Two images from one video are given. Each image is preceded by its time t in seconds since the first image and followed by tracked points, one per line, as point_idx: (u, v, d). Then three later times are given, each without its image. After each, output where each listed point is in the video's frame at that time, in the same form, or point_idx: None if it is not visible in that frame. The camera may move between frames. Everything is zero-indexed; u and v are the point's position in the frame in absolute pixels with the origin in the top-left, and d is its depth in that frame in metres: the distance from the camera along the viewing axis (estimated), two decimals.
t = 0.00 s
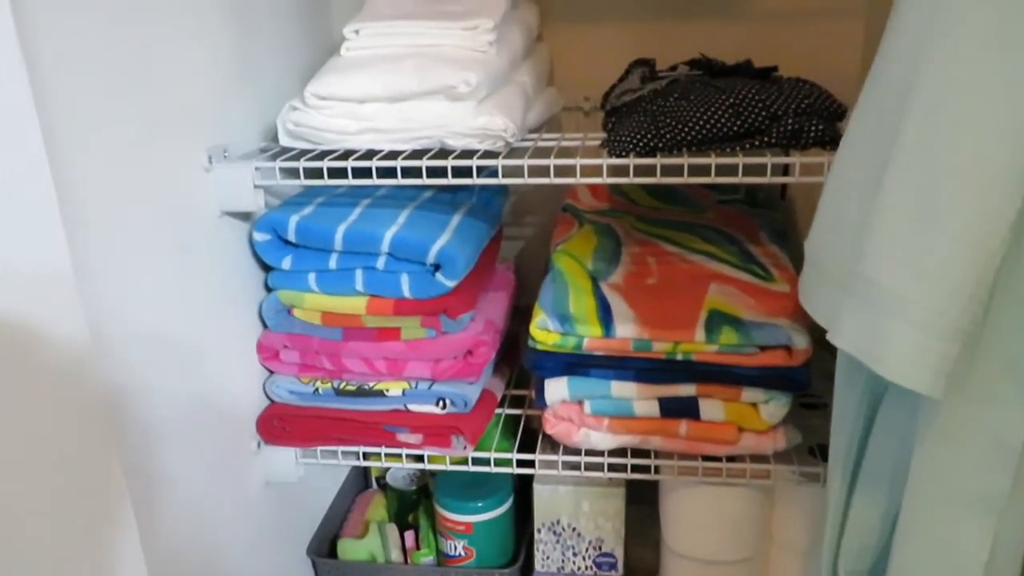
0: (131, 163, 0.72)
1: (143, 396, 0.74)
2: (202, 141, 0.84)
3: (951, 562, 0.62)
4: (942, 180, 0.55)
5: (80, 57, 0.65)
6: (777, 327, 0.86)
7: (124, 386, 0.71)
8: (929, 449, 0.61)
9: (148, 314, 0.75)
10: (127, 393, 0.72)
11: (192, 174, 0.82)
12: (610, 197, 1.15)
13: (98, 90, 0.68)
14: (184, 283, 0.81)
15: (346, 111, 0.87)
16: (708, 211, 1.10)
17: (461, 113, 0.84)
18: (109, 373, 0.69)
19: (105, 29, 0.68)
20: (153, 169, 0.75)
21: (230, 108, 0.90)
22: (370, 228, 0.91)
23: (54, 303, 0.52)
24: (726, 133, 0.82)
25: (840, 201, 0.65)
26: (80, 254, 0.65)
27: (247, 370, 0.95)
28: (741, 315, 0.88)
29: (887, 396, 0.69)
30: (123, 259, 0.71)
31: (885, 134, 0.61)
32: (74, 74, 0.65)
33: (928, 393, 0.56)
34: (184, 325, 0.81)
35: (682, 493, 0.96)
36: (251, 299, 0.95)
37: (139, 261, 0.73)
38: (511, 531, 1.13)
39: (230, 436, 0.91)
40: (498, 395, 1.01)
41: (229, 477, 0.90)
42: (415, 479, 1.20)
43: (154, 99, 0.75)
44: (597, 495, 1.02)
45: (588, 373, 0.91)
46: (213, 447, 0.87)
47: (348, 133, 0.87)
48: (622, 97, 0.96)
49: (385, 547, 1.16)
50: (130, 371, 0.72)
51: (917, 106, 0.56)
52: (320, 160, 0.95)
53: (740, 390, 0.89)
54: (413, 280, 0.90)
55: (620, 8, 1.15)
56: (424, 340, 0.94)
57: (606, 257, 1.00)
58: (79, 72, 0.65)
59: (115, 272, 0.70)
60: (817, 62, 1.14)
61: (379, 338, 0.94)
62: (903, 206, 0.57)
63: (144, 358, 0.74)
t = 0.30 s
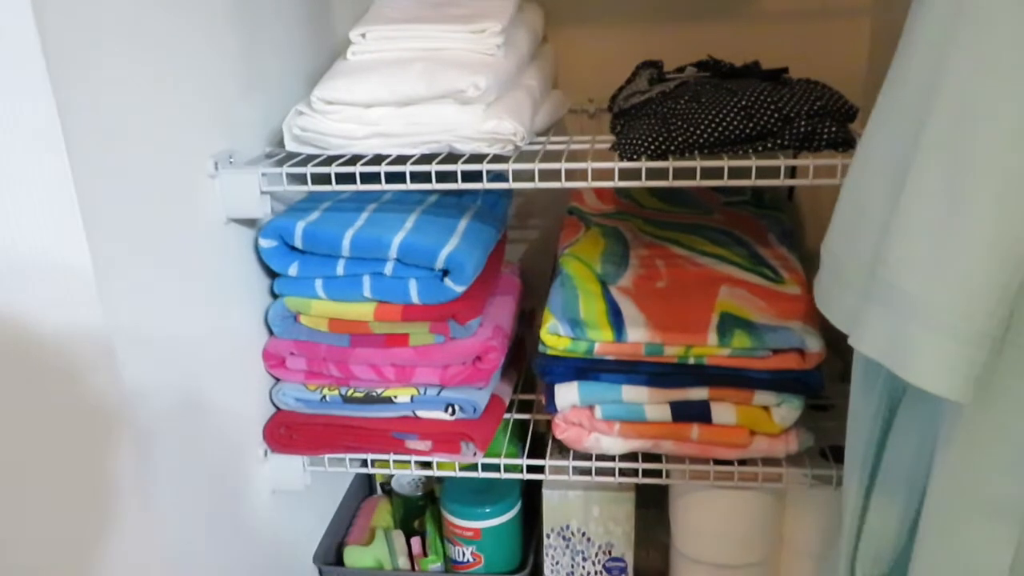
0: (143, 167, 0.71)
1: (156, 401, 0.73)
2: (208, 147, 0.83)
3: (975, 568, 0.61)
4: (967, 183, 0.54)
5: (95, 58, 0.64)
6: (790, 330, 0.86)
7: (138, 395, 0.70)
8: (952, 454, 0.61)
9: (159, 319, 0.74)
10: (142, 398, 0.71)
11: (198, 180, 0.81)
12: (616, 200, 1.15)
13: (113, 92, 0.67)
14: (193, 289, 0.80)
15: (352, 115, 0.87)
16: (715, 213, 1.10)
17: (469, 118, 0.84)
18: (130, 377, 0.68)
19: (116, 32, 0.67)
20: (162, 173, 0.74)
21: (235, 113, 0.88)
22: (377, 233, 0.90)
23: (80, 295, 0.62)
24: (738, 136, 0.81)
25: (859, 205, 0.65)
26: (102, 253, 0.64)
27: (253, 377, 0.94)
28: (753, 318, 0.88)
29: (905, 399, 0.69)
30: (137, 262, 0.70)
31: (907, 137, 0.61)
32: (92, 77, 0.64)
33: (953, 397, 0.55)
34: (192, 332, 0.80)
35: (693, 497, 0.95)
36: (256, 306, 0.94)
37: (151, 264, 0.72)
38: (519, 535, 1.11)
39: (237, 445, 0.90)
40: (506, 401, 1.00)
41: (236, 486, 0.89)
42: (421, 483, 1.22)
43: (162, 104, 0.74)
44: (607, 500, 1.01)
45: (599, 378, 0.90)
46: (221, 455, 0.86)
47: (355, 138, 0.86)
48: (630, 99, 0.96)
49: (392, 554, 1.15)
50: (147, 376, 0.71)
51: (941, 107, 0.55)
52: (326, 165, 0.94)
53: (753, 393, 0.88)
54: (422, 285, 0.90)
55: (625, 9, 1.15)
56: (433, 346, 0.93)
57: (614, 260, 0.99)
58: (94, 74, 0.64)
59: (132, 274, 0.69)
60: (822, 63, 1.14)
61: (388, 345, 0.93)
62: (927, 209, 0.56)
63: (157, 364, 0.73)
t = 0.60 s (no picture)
0: (133, 175, 0.71)
1: (149, 409, 0.73)
2: (198, 156, 0.82)
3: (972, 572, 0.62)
4: (965, 192, 0.54)
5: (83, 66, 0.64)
6: (784, 336, 0.86)
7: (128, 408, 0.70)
8: (950, 459, 0.61)
9: (153, 328, 0.73)
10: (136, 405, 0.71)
11: (189, 189, 0.81)
12: (606, 205, 1.15)
13: (102, 98, 0.66)
14: (185, 299, 0.80)
15: (345, 123, 0.86)
16: (706, 217, 1.10)
17: (463, 125, 0.84)
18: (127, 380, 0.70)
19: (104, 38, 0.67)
20: (153, 182, 0.74)
21: (224, 120, 0.88)
22: (369, 241, 0.89)
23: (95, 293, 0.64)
24: (731, 143, 0.81)
25: (855, 214, 0.65)
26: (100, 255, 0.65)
27: (245, 388, 0.93)
28: (747, 324, 0.88)
29: (901, 405, 0.69)
30: (130, 271, 0.69)
31: (903, 146, 0.61)
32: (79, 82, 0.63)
33: (951, 405, 0.56)
34: (185, 341, 0.79)
35: (688, 501, 0.95)
36: (248, 315, 0.94)
37: (143, 272, 0.72)
38: (514, 541, 1.11)
39: (231, 455, 0.89)
40: (500, 408, 1.00)
41: (230, 497, 0.89)
42: (414, 490, 1.22)
43: (150, 112, 0.74)
44: (602, 505, 1.01)
45: (594, 385, 0.90)
46: (215, 465, 0.86)
47: (347, 146, 0.86)
48: (622, 105, 0.96)
49: (386, 561, 1.13)
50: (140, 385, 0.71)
51: (938, 117, 0.56)
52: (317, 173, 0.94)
53: (747, 398, 0.89)
54: (415, 294, 0.89)
55: (613, 14, 1.15)
56: (427, 354, 0.92)
57: (607, 266, 0.99)
58: (84, 82, 0.64)
59: (123, 281, 0.68)
60: (810, 68, 1.14)
61: (381, 353, 0.92)
62: (925, 217, 0.57)
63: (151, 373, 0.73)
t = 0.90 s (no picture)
0: (129, 199, 0.71)
1: (145, 432, 0.73)
2: (193, 180, 0.83)
3: None
4: (959, 224, 0.56)
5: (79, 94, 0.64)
6: (778, 358, 0.87)
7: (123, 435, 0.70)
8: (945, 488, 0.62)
9: (148, 353, 0.73)
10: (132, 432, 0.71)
11: (184, 212, 0.81)
12: (599, 224, 1.15)
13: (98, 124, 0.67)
14: (180, 322, 0.80)
15: (341, 146, 0.86)
16: (697, 237, 1.11)
17: (459, 149, 0.84)
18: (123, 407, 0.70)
19: (98, 64, 0.67)
20: (149, 205, 0.74)
21: (217, 142, 0.88)
22: (365, 263, 0.90)
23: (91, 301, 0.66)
24: (724, 168, 0.82)
25: (850, 243, 0.67)
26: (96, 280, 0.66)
27: (240, 411, 0.93)
28: (740, 346, 0.89)
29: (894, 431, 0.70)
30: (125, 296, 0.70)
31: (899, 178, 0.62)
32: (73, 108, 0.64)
33: (944, 435, 0.57)
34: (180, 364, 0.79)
35: (682, 521, 0.96)
36: (243, 337, 0.94)
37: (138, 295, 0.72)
38: (507, 561, 1.11)
39: (226, 478, 0.89)
40: (494, 427, 1.00)
41: (225, 519, 0.89)
42: (405, 509, 1.22)
43: (145, 137, 0.74)
44: (596, 525, 1.02)
45: (589, 407, 0.90)
46: (211, 488, 0.86)
47: (344, 168, 0.86)
48: (615, 127, 0.96)
49: None
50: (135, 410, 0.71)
51: (932, 150, 0.57)
52: (312, 195, 0.94)
53: (740, 419, 0.89)
54: (410, 315, 0.89)
55: (604, 34, 1.15)
56: (422, 376, 0.93)
57: (600, 287, 0.99)
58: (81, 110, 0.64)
59: (117, 305, 0.68)
60: (799, 88, 1.15)
61: (376, 375, 0.92)
62: (919, 249, 0.58)
63: (146, 397, 0.73)
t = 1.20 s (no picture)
0: (125, 224, 0.71)
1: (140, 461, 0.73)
2: (188, 208, 0.83)
3: None
4: (950, 256, 0.56)
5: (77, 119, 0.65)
6: (771, 383, 0.87)
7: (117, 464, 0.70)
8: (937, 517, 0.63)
9: (143, 381, 0.73)
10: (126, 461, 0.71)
11: (179, 239, 0.81)
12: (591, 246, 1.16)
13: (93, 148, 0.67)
14: (174, 348, 0.80)
15: (335, 173, 0.87)
16: (689, 259, 1.11)
17: (453, 176, 0.85)
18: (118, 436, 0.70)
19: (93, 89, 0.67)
20: (144, 230, 0.74)
21: (211, 167, 0.88)
22: (359, 289, 0.90)
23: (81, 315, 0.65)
24: (716, 195, 0.83)
25: (841, 273, 0.67)
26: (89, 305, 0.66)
27: (233, 437, 0.93)
28: (733, 370, 0.89)
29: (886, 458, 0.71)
30: (119, 324, 0.70)
31: (889, 211, 0.63)
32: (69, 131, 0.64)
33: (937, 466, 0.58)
34: (175, 387, 0.80)
35: (676, 545, 0.96)
36: (236, 363, 0.94)
37: (133, 319, 0.72)
38: None
39: (220, 505, 0.89)
40: (487, 450, 1.00)
41: (219, 546, 0.88)
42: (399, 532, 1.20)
43: (140, 165, 0.74)
44: (590, 548, 1.02)
45: (583, 431, 0.91)
46: (205, 515, 0.86)
47: (338, 195, 0.86)
48: (608, 152, 0.97)
49: None
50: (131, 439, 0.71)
51: (923, 182, 0.58)
52: (307, 221, 0.94)
53: (734, 444, 0.90)
54: (405, 341, 0.89)
55: (597, 58, 1.16)
56: (416, 401, 0.93)
57: (594, 310, 1.00)
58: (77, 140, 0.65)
59: (112, 329, 0.68)
60: (789, 110, 1.16)
61: (371, 401, 0.92)
62: (911, 280, 0.59)
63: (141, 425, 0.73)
